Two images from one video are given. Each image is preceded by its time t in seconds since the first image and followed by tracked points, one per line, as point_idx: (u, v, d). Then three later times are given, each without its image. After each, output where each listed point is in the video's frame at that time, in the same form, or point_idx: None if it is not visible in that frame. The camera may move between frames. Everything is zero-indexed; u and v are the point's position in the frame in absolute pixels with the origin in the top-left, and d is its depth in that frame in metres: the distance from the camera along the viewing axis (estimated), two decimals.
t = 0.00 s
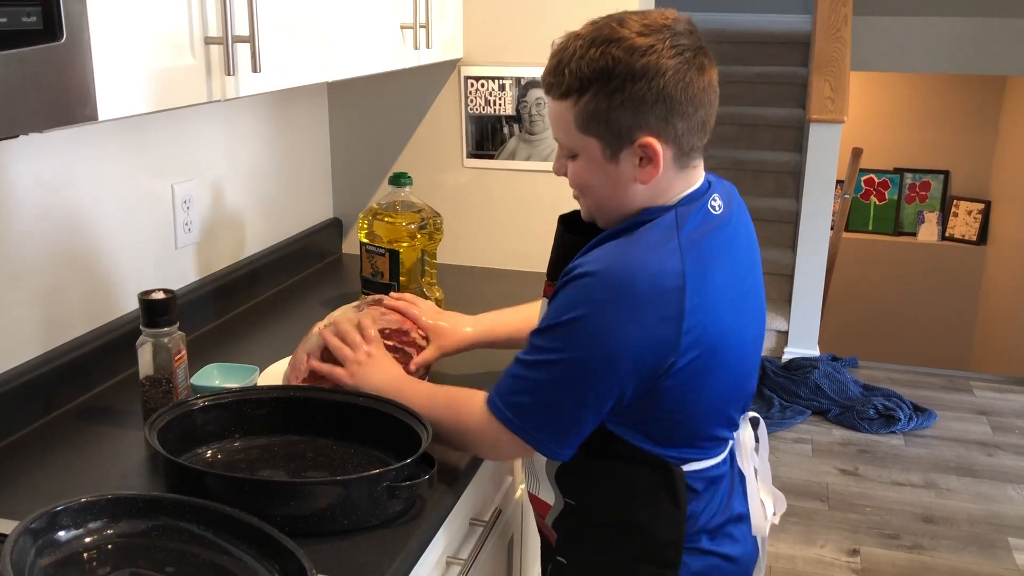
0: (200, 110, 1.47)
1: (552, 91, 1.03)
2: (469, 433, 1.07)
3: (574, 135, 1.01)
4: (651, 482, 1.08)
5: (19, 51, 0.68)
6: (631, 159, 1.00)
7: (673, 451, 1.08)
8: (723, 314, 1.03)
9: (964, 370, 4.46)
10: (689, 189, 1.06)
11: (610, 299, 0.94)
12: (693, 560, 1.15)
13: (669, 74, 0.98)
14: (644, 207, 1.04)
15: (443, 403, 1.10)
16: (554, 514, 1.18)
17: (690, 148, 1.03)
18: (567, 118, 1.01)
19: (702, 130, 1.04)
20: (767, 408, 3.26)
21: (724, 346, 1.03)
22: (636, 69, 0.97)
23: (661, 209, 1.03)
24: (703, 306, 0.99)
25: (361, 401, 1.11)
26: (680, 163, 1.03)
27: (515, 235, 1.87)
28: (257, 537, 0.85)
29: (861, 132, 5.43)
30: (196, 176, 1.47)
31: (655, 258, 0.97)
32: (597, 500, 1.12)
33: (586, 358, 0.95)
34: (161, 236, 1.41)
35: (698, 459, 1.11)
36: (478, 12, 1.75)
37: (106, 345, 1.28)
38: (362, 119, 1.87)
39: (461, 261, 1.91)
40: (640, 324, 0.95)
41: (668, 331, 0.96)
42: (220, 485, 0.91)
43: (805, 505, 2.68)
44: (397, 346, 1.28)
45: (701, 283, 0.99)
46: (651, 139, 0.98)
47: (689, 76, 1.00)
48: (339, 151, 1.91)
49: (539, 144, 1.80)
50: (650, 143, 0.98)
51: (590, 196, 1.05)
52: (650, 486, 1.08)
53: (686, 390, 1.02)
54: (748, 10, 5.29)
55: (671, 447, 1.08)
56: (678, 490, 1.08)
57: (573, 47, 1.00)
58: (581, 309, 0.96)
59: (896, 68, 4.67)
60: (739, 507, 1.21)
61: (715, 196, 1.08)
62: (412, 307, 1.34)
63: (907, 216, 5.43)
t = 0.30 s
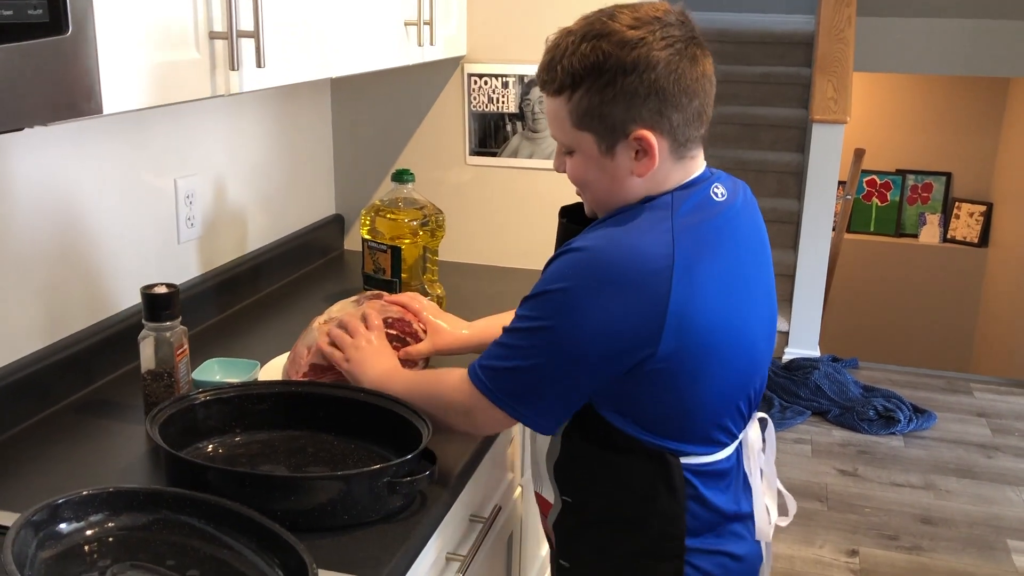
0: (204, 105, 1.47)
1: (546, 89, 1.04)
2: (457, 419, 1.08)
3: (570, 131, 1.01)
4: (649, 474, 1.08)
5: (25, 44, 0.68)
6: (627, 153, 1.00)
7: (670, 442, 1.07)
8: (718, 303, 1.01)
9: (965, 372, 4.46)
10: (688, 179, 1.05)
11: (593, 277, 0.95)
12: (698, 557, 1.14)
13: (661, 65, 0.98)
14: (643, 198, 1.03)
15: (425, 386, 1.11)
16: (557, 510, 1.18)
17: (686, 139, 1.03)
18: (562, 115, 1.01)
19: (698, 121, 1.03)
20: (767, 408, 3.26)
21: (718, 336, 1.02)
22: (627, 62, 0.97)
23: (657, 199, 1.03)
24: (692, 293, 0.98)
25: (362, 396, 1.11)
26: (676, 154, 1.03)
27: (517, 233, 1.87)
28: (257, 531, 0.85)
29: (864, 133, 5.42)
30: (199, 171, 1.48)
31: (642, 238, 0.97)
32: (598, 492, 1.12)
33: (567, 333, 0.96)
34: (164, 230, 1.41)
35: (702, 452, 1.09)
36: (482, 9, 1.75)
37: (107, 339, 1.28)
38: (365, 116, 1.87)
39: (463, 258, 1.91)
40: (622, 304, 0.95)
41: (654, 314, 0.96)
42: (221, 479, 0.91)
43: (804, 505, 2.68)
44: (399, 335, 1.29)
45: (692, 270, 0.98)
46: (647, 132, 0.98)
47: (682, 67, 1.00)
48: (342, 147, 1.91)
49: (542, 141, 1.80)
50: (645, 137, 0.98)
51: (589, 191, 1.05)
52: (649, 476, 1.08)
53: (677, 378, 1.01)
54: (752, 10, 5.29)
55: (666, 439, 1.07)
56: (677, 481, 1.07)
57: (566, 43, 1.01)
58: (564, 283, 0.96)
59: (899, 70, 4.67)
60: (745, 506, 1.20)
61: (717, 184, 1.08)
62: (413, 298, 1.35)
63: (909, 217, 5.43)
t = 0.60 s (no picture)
0: (201, 101, 1.47)
1: (547, 73, 1.05)
2: (459, 400, 1.09)
3: (571, 114, 1.02)
4: (660, 460, 1.08)
5: (18, 39, 0.68)
6: (627, 136, 1.00)
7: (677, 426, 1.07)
8: (726, 288, 1.02)
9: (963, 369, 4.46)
10: (689, 165, 1.06)
11: (607, 260, 0.95)
12: (712, 545, 1.14)
13: (662, 51, 0.99)
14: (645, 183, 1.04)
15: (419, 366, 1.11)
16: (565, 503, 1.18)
17: (686, 126, 1.03)
18: (563, 97, 1.02)
19: (699, 108, 1.04)
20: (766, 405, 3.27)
21: (727, 321, 1.02)
22: (628, 46, 0.98)
23: (658, 184, 1.03)
24: (702, 277, 0.99)
25: (357, 392, 1.11)
26: (676, 140, 1.03)
27: (514, 229, 1.87)
28: (252, 526, 0.85)
29: (863, 130, 5.42)
30: (196, 167, 1.48)
31: (655, 220, 0.98)
32: (608, 481, 1.12)
33: (579, 315, 0.96)
34: (161, 227, 1.41)
35: (713, 436, 1.09)
36: (480, 6, 1.76)
37: (104, 335, 1.28)
38: (363, 113, 1.87)
39: (461, 254, 1.91)
40: (635, 287, 0.95)
41: (666, 297, 0.97)
42: (216, 475, 0.91)
43: (801, 501, 2.68)
44: (395, 326, 1.31)
45: (701, 254, 0.99)
46: (646, 115, 0.98)
47: (683, 54, 1.01)
48: (339, 144, 1.91)
49: (538, 138, 1.80)
50: (644, 120, 0.98)
51: (588, 176, 1.05)
52: (661, 460, 1.08)
53: (687, 361, 1.02)
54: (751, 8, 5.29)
55: (675, 423, 1.07)
56: (690, 464, 1.08)
57: (568, 27, 1.02)
58: (577, 264, 0.97)
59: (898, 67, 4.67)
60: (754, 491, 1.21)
61: (719, 171, 1.09)
62: (408, 292, 1.34)
63: (908, 214, 5.43)
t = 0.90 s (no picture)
0: (200, 103, 1.47)
1: (547, 64, 1.06)
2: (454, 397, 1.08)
3: (569, 103, 1.03)
4: (659, 450, 1.09)
5: (17, 44, 0.69)
6: (622, 125, 1.01)
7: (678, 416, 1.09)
8: (731, 277, 1.03)
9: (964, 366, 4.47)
10: (686, 157, 1.06)
11: (626, 248, 0.95)
12: (705, 531, 1.15)
13: (656, 42, 0.99)
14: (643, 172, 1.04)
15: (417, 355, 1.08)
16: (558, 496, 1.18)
17: (683, 116, 1.03)
18: (561, 86, 1.03)
19: (695, 99, 1.04)
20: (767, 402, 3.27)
21: (733, 309, 1.04)
22: (624, 36, 0.98)
23: (657, 174, 1.03)
24: (711, 266, 1.00)
25: (357, 392, 1.12)
26: (673, 130, 1.04)
27: (514, 229, 1.87)
28: (254, 526, 0.85)
29: (863, 128, 5.42)
30: (196, 169, 1.48)
31: (665, 211, 0.98)
32: (603, 472, 1.13)
33: (595, 302, 0.95)
34: (162, 229, 1.42)
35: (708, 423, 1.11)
36: (478, 6, 1.76)
37: (105, 337, 1.29)
38: (362, 113, 1.88)
39: (462, 253, 1.92)
40: (652, 274, 0.96)
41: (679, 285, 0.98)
42: (218, 475, 0.92)
43: (802, 499, 2.69)
44: (398, 326, 1.30)
45: (709, 243, 1.00)
46: (639, 104, 0.99)
47: (678, 45, 1.01)
48: (339, 144, 1.91)
49: (538, 137, 1.80)
50: (637, 109, 0.98)
51: (587, 165, 1.06)
52: (658, 451, 1.09)
53: (694, 349, 1.03)
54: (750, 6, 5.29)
55: (676, 411, 1.09)
56: (686, 454, 1.09)
57: (567, 18, 1.03)
58: (593, 252, 0.96)
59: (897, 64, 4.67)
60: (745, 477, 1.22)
61: (718, 163, 1.09)
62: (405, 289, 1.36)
63: (908, 211, 5.43)
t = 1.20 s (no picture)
0: (204, 106, 1.47)
1: (551, 53, 1.05)
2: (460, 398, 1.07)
3: (570, 94, 1.03)
4: (649, 458, 1.09)
5: (21, 48, 0.69)
6: (622, 120, 1.01)
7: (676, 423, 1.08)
8: (724, 282, 1.02)
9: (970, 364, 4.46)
10: (684, 156, 1.06)
11: (618, 253, 0.94)
12: (695, 540, 1.14)
13: (662, 37, 0.98)
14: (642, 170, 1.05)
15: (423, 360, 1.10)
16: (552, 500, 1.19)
17: (683, 115, 1.03)
18: (564, 76, 1.03)
19: (697, 98, 1.03)
20: (772, 402, 3.26)
21: (725, 313, 1.03)
22: (629, 30, 0.98)
23: (654, 172, 1.03)
24: (704, 271, 0.99)
25: (362, 394, 1.12)
26: (673, 129, 1.03)
27: (518, 229, 1.87)
28: (261, 530, 0.85)
29: (867, 126, 5.41)
30: (200, 172, 1.48)
31: (658, 214, 0.98)
32: (595, 478, 1.13)
33: (587, 307, 0.95)
34: (166, 231, 1.41)
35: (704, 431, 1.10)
36: (482, 7, 1.75)
37: (110, 340, 1.29)
38: (366, 114, 1.87)
39: (466, 255, 1.92)
40: (644, 279, 0.95)
41: (672, 290, 0.97)
42: (225, 478, 0.92)
43: (809, 498, 2.68)
44: (398, 327, 1.31)
45: (702, 247, 0.99)
46: (640, 99, 0.99)
47: (684, 41, 1.00)
48: (343, 146, 1.91)
49: (542, 138, 1.79)
50: (638, 104, 0.98)
51: (585, 158, 1.06)
52: (649, 458, 1.09)
53: (689, 354, 1.02)
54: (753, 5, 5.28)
55: (672, 418, 1.08)
56: (677, 463, 1.08)
57: (573, 8, 1.02)
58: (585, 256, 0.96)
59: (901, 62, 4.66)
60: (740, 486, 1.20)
61: (716, 165, 1.08)
62: (397, 288, 1.36)
63: (913, 209, 5.41)
